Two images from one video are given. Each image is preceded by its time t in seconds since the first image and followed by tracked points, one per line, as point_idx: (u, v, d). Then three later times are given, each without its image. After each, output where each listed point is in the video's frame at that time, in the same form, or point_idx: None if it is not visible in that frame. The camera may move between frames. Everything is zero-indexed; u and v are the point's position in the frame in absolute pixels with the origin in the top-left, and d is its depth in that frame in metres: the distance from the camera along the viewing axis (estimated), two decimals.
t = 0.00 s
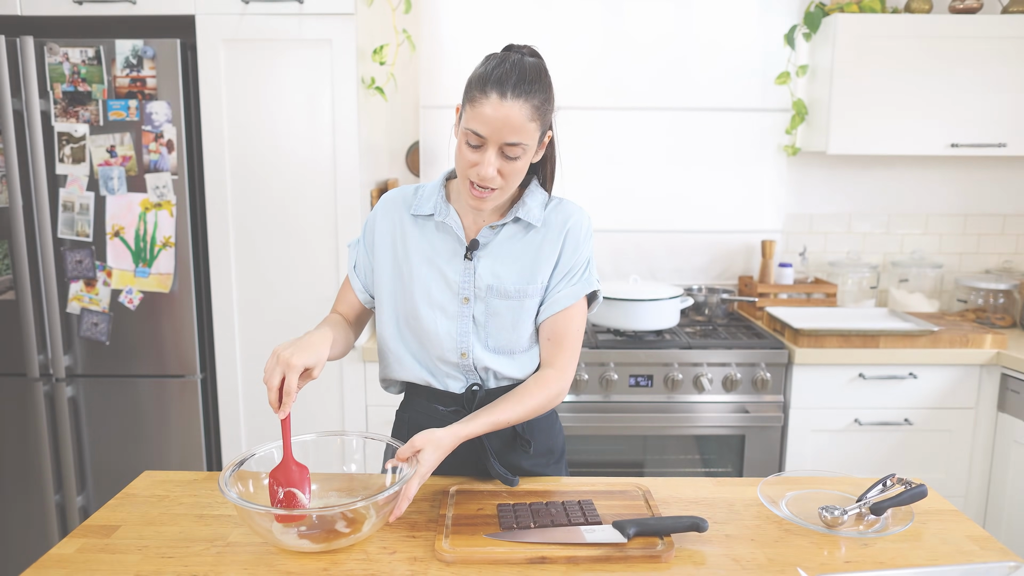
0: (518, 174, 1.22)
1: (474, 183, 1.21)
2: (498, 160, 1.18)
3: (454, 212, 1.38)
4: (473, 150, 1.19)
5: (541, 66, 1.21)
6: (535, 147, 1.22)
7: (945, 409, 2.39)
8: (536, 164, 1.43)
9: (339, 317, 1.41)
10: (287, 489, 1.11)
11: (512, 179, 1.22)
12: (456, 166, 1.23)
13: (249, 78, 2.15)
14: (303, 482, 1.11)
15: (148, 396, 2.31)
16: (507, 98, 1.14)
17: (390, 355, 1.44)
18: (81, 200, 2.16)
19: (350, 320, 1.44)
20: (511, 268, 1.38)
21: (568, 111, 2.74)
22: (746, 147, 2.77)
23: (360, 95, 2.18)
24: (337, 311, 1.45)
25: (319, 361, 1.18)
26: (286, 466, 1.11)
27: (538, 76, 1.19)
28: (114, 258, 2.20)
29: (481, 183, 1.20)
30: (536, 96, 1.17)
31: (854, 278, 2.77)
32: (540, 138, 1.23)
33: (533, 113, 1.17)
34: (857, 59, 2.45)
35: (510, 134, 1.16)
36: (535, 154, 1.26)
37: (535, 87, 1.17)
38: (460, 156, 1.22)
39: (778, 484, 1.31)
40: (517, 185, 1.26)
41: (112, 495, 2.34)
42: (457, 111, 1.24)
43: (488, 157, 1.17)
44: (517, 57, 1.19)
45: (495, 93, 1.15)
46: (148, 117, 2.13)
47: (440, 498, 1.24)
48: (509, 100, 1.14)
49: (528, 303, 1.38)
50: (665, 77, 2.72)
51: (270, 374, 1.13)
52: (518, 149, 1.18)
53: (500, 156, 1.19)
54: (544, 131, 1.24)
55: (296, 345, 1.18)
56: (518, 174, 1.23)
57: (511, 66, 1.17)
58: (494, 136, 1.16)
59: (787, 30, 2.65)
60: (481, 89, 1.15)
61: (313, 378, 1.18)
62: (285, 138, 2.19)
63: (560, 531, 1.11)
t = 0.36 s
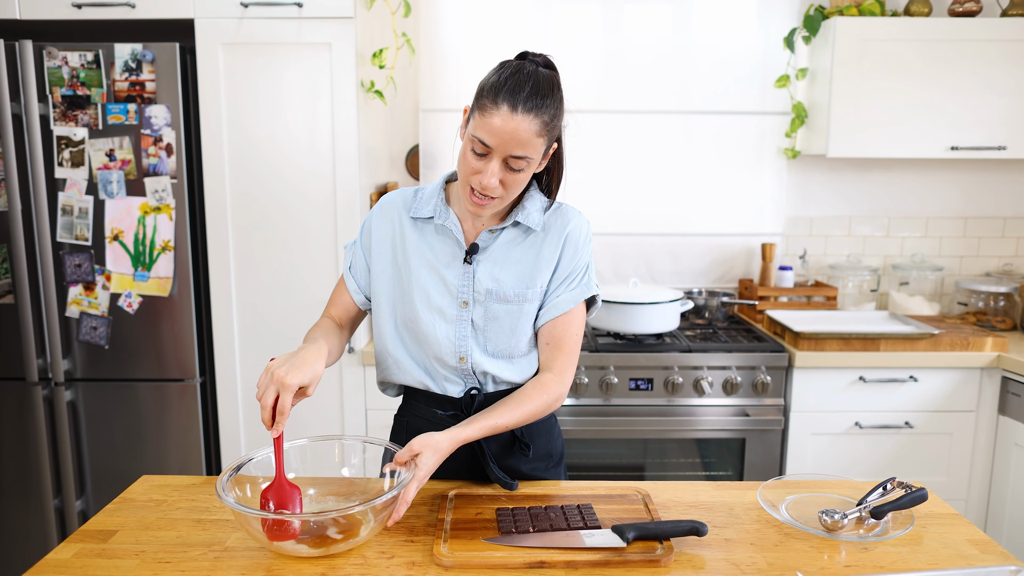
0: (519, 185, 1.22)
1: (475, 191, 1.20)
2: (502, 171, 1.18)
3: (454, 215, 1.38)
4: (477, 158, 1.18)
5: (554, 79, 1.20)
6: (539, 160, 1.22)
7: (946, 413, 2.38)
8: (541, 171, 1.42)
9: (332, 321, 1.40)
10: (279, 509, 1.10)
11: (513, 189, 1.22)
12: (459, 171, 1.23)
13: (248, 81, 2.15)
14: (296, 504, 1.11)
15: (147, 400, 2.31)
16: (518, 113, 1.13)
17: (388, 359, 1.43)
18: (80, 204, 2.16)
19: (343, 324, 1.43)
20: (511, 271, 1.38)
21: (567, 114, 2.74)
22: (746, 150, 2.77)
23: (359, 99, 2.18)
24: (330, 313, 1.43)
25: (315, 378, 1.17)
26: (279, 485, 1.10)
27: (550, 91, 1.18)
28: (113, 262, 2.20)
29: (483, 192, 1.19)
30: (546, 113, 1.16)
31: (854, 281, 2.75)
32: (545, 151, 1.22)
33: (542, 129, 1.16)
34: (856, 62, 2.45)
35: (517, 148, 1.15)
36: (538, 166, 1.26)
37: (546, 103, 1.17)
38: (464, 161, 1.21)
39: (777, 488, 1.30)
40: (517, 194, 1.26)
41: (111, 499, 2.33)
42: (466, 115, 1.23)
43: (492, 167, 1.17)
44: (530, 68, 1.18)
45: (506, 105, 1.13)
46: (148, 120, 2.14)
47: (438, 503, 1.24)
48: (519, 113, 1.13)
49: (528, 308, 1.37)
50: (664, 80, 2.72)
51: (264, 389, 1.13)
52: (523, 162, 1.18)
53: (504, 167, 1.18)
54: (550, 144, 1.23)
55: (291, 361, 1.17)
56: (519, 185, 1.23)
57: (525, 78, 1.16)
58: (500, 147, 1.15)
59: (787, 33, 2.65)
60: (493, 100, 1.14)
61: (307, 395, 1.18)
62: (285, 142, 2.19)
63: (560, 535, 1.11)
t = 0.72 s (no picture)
0: (520, 187, 1.22)
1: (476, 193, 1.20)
2: (504, 173, 1.18)
3: (454, 215, 1.38)
4: (479, 160, 1.18)
5: (557, 81, 1.20)
6: (541, 162, 1.22)
7: (946, 413, 2.38)
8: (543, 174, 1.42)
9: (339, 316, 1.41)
10: (297, 489, 1.12)
11: (514, 191, 1.22)
12: (461, 171, 1.22)
13: (247, 82, 2.15)
14: (311, 482, 1.14)
15: (146, 401, 2.31)
16: (521, 115, 1.13)
17: (387, 360, 1.43)
18: (80, 205, 2.16)
19: (349, 318, 1.45)
20: (510, 272, 1.38)
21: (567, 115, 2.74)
22: (746, 150, 2.77)
23: (359, 99, 2.18)
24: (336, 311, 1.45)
25: (322, 363, 1.17)
26: (296, 464, 1.13)
27: (553, 93, 1.17)
28: (113, 263, 2.20)
29: (484, 193, 1.19)
30: (549, 115, 1.16)
31: (855, 281, 2.74)
32: (547, 153, 1.22)
33: (545, 131, 1.16)
34: (856, 62, 2.45)
35: (519, 150, 1.15)
36: (540, 168, 1.25)
37: (550, 106, 1.16)
38: (465, 162, 1.20)
39: (777, 490, 1.30)
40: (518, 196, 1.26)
41: (110, 500, 2.33)
42: (469, 115, 1.22)
43: (493, 169, 1.17)
44: (533, 70, 1.17)
45: (509, 107, 1.13)
46: (147, 121, 2.13)
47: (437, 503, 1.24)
48: (522, 116, 1.13)
49: (527, 309, 1.37)
50: (664, 81, 2.71)
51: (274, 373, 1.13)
52: (525, 165, 1.18)
53: (506, 169, 1.18)
54: (552, 147, 1.23)
55: (299, 348, 1.17)
56: (521, 187, 1.22)
57: (528, 81, 1.15)
58: (503, 149, 1.14)
59: (787, 34, 2.65)
60: (496, 101, 1.14)
61: (316, 380, 1.18)
62: (284, 142, 2.19)
63: (559, 537, 1.11)
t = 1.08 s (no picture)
0: (524, 186, 1.22)
1: (481, 191, 1.20)
2: (509, 171, 1.18)
3: (455, 215, 1.38)
4: (485, 159, 1.17)
5: (563, 82, 1.20)
6: (546, 162, 1.22)
7: (947, 414, 2.38)
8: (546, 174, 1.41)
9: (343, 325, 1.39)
10: (319, 511, 1.09)
11: (519, 190, 1.22)
12: (466, 170, 1.22)
13: (248, 82, 2.15)
14: (334, 502, 1.10)
15: (145, 402, 2.30)
16: (528, 113, 1.13)
17: (387, 359, 1.42)
18: (80, 205, 2.16)
19: (352, 327, 1.42)
20: (512, 273, 1.38)
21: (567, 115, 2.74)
22: (746, 150, 2.77)
23: (359, 99, 2.17)
24: (338, 318, 1.42)
25: (341, 377, 1.16)
26: (315, 485, 1.09)
27: (559, 92, 1.17)
28: (113, 263, 2.19)
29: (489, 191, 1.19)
30: (556, 115, 1.16)
31: (855, 282, 2.74)
32: (552, 153, 1.22)
33: (552, 131, 1.16)
34: (856, 62, 2.45)
35: (526, 148, 1.15)
36: (544, 167, 1.26)
37: (557, 105, 1.16)
38: (470, 160, 1.20)
39: (778, 490, 1.30)
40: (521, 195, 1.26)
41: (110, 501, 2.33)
42: (474, 113, 1.22)
43: (499, 168, 1.17)
44: (539, 68, 1.17)
45: (517, 106, 1.13)
46: (147, 121, 2.13)
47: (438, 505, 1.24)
48: (529, 115, 1.13)
49: (528, 309, 1.37)
50: (664, 81, 2.71)
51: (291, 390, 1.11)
52: (531, 163, 1.18)
53: (512, 168, 1.18)
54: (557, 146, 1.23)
55: (316, 361, 1.15)
56: (525, 186, 1.22)
57: (535, 80, 1.15)
58: (509, 148, 1.14)
59: (788, 34, 2.65)
60: (504, 100, 1.13)
61: (334, 395, 1.16)
62: (284, 142, 2.19)
63: (560, 537, 1.11)
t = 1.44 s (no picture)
0: (529, 182, 1.22)
1: (487, 187, 1.20)
2: (516, 166, 1.18)
3: (456, 214, 1.38)
4: (491, 154, 1.17)
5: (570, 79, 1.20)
6: (551, 158, 1.22)
7: (947, 414, 2.37)
8: (547, 174, 1.41)
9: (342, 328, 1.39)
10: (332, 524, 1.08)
11: (523, 185, 1.22)
12: (471, 165, 1.21)
13: (247, 82, 2.15)
14: (346, 513, 1.09)
15: (145, 402, 2.30)
16: (537, 109, 1.13)
17: (387, 359, 1.42)
18: (79, 205, 2.16)
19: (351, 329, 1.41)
20: (512, 272, 1.38)
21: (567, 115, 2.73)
22: (746, 150, 2.77)
23: (359, 99, 2.17)
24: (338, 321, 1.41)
25: (349, 389, 1.15)
26: (326, 495, 1.09)
27: (566, 89, 1.17)
28: (112, 263, 2.19)
29: (494, 187, 1.19)
30: (563, 111, 1.16)
31: (855, 282, 2.74)
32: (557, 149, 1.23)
33: (559, 127, 1.16)
34: (857, 62, 2.45)
35: (533, 144, 1.15)
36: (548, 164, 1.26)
37: (564, 102, 1.17)
38: (476, 156, 1.20)
39: (779, 490, 1.30)
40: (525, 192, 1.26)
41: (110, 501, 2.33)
42: (480, 109, 1.22)
43: (507, 162, 1.16)
44: (546, 65, 1.17)
45: (526, 101, 1.13)
46: (146, 121, 2.13)
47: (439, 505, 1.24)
48: (538, 111, 1.13)
49: (529, 308, 1.36)
50: (664, 81, 2.71)
51: (298, 403, 1.10)
52: (537, 159, 1.18)
53: (518, 163, 1.18)
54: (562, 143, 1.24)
55: (324, 372, 1.14)
56: (529, 182, 1.23)
57: (543, 76, 1.15)
58: (517, 143, 1.14)
59: (788, 34, 2.65)
60: (512, 94, 1.13)
61: (342, 406, 1.15)
62: (284, 142, 2.18)
63: (560, 537, 1.10)
